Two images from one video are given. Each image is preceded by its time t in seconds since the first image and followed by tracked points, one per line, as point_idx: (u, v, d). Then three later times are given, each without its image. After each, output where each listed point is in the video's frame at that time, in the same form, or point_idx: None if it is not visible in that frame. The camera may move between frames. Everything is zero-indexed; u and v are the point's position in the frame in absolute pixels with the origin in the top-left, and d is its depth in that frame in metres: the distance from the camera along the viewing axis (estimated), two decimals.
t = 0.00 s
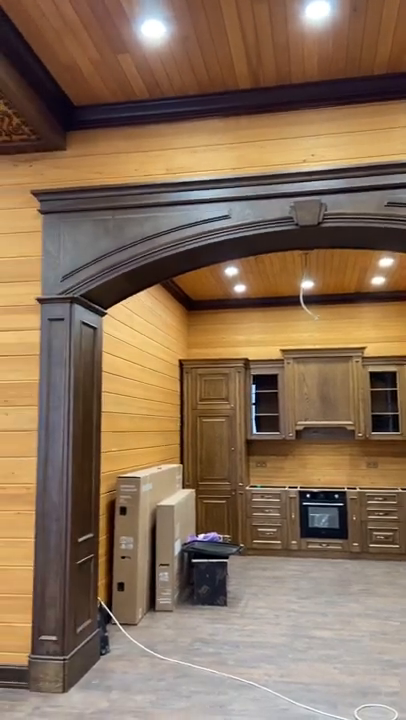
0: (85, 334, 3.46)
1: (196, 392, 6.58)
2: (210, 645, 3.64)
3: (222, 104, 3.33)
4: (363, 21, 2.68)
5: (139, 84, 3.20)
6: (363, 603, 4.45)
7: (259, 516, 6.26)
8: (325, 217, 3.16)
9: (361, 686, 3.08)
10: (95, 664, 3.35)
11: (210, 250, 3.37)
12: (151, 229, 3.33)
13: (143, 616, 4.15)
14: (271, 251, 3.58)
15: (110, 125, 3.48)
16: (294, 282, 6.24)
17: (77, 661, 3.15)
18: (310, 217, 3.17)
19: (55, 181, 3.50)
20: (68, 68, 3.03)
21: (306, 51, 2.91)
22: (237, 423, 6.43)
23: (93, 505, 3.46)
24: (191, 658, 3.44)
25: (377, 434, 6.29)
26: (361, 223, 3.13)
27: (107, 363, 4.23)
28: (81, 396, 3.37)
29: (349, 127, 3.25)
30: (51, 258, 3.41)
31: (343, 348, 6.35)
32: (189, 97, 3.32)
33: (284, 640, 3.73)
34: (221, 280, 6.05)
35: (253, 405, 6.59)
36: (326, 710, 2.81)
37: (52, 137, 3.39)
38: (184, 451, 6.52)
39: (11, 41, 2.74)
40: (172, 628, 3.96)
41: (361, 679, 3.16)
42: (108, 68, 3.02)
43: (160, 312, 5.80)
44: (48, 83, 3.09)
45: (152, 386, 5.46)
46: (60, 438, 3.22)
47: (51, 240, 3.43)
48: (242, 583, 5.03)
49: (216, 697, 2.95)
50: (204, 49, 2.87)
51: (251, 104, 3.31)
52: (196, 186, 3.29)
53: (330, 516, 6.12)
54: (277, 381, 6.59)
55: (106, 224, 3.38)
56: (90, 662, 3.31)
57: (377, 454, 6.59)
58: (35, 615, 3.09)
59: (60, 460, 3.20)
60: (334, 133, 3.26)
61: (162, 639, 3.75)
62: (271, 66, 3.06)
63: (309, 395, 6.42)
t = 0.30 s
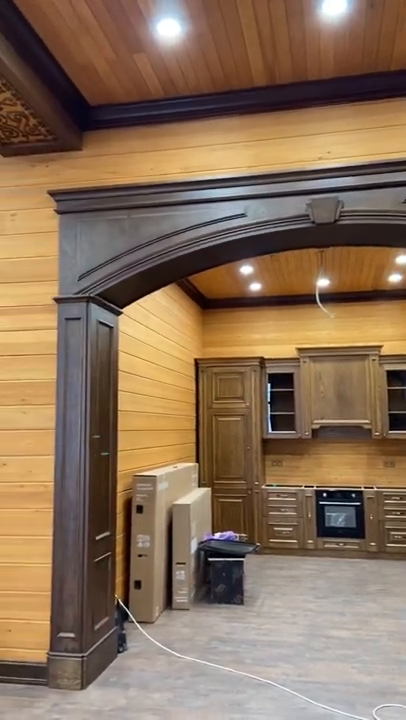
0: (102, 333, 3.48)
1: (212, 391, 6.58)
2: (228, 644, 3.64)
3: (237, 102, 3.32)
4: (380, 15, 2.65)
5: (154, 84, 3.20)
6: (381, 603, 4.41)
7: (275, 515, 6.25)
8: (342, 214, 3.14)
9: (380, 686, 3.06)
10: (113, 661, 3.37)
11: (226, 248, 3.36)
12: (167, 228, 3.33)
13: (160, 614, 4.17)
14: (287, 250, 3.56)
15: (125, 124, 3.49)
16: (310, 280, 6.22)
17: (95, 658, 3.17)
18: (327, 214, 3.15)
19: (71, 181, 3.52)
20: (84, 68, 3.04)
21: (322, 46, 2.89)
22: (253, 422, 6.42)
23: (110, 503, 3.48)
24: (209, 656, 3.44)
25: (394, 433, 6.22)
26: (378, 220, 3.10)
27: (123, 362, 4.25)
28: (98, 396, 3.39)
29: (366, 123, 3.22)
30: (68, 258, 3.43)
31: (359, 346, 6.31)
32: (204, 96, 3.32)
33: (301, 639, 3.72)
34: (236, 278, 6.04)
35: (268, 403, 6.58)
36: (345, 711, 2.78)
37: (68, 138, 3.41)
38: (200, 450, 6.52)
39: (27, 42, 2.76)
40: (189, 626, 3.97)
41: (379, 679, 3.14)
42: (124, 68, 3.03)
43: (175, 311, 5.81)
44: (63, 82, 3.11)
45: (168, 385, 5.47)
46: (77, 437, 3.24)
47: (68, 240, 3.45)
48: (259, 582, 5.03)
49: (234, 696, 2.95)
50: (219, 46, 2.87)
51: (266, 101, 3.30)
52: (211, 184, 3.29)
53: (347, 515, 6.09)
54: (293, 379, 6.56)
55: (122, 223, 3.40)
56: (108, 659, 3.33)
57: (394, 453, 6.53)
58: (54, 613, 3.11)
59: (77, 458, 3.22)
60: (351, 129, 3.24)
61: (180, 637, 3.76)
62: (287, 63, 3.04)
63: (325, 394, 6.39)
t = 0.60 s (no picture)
0: (113, 333, 3.49)
1: (223, 389, 6.58)
2: (240, 642, 3.64)
3: (248, 101, 3.31)
4: (393, 11, 2.63)
5: (166, 83, 3.21)
6: (394, 603, 4.38)
7: (287, 514, 6.23)
8: (355, 212, 3.12)
9: (393, 687, 3.04)
10: (125, 659, 3.39)
11: (237, 247, 3.36)
12: (179, 227, 3.34)
13: (172, 612, 4.18)
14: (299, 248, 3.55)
15: (137, 124, 3.50)
16: (322, 279, 6.22)
17: (108, 656, 3.18)
18: (339, 212, 3.13)
19: (83, 181, 3.53)
20: (96, 68, 3.05)
21: (334, 43, 2.87)
22: (264, 421, 6.41)
23: (122, 502, 3.50)
24: (221, 655, 3.45)
25: None
26: (391, 218, 3.08)
27: (135, 361, 4.26)
28: (110, 395, 3.41)
29: (379, 120, 3.20)
30: (80, 258, 3.45)
31: (371, 345, 6.27)
32: (216, 94, 3.31)
33: (314, 638, 3.71)
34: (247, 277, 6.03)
35: (280, 402, 6.56)
36: (357, 711, 2.77)
37: (80, 138, 3.42)
38: (212, 449, 6.53)
39: (39, 43, 2.78)
40: (201, 624, 3.98)
41: (392, 679, 3.12)
42: (136, 67, 3.04)
43: (187, 310, 5.81)
44: (74, 82, 3.12)
45: (180, 384, 5.48)
46: (90, 435, 3.25)
47: (80, 240, 3.46)
48: (270, 581, 5.02)
49: (246, 695, 2.95)
50: (231, 45, 2.87)
51: (278, 99, 3.29)
52: (222, 183, 3.28)
53: (359, 515, 6.06)
54: (304, 378, 6.54)
55: (133, 223, 3.40)
56: (121, 657, 3.35)
57: None
58: (67, 610, 3.13)
59: (90, 457, 3.23)
60: (364, 127, 3.21)
61: (192, 636, 3.77)
62: (299, 60, 3.03)
63: (337, 393, 6.36)
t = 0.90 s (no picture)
0: (121, 332, 3.50)
1: (230, 389, 6.58)
2: (247, 642, 3.64)
3: (255, 100, 3.31)
4: (401, 9, 2.61)
5: (172, 82, 3.20)
6: (402, 603, 4.36)
7: (294, 513, 6.23)
8: (362, 211, 3.11)
9: (401, 687, 3.03)
10: (133, 658, 3.40)
11: (244, 246, 3.35)
12: (185, 226, 3.34)
13: (179, 611, 4.19)
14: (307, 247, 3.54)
15: (143, 124, 3.50)
16: (330, 279, 6.24)
17: (115, 655, 3.19)
18: (347, 211, 3.12)
19: (90, 181, 3.54)
20: (103, 68, 3.05)
21: (342, 42, 2.86)
22: (271, 420, 6.40)
23: (129, 501, 3.51)
24: (228, 654, 3.45)
25: None
26: (399, 217, 3.07)
27: (142, 360, 4.27)
28: (117, 394, 3.41)
29: (387, 119, 3.18)
30: (87, 258, 3.46)
31: (379, 344, 6.25)
32: (223, 94, 3.31)
33: (321, 638, 3.70)
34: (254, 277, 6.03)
35: (287, 401, 6.55)
36: (365, 711, 2.76)
37: (87, 138, 3.43)
38: (218, 448, 6.53)
39: (46, 43, 2.78)
40: (208, 624, 3.98)
41: (400, 679, 3.11)
42: (143, 67, 3.04)
43: (194, 309, 5.81)
44: (81, 82, 3.13)
45: (187, 384, 5.48)
46: (97, 435, 3.26)
47: (87, 240, 3.47)
48: (277, 580, 5.02)
49: (254, 694, 2.95)
50: (238, 45, 2.86)
51: (285, 98, 3.28)
52: (229, 182, 3.28)
53: (366, 514, 6.04)
54: (311, 377, 6.52)
55: (140, 222, 3.41)
56: (128, 656, 3.36)
57: None
58: (74, 609, 3.14)
59: (97, 456, 3.24)
60: (371, 125, 3.20)
61: (199, 635, 3.77)
62: (306, 60, 3.01)
63: (344, 392, 6.34)
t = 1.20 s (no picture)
0: (124, 332, 3.51)
1: (233, 388, 6.58)
2: (249, 642, 3.64)
3: (259, 100, 3.31)
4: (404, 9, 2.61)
5: (176, 82, 3.21)
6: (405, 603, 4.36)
7: (297, 513, 6.23)
8: (365, 211, 3.10)
9: (403, 687, 3.03)
10: (135, 657, 3.40)
11: (247, 246, 3.35)
12: (189, 226, 3.34)
13: (182, 611, 4.19)
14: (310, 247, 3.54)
15: (147, 124, 3.50)
16: (333, 280, 6.25)
17: (118, 654, 3.20)
18: (350, 211, 3.12)
19: (94, 181, 3.54)
20: (106, 68, 3.06)
21: (345, 42, 2.85)
22: (274, 420, 6.39)
23: (133, 500, 3.51)
24: (231, 654, 3.45)
25: None
26: (402, 217, 3.06)
27: (145, 360, 4.28)
28: (120, 393, 3.42)
29: (390, 119, 3.18)
30: (90, 257, 3.46)
31: (382, 344, 6.24)
32: (226, 93, 3.31)
33: (323, 638, 3.70)
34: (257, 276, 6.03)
35: (290, 401, 6.55)
36: (368, 711, 2.76)
37: (91, 137, 3.43)
38: (221, 447, 6.54)
39: (50, 43, 2.79)
40: (211, 623, 3.99)
41: (402, 679, 3.11)
42: (146, 67, 3.05)
43: (197, 308, 5.81)
44: (85, 81, 3.13)
45: (190, 383, 5.48)
46: (100, 433, 3.27)
47: (90, 239, 3.47)
48: (280, 580, 5.02)
49: (256, 694, 2.96)
50: (241, 44, 2.86)
51: (288, 98, 3.27)
52: (232, 182, 3.28)
53: (369, 514, 6.03)
54: (315, 377, 6.52)
55: (143, 222, 3.41)
56: (131, 655, 3.37)
57: None
58: (77, 608, 3.15)
59: (100, 455, 3.25)
60: (375, 125, 3.20)
61: (202, 634, 3.78)
62: (309, 59, 3.01)
63: (347, 392, 6.33)
